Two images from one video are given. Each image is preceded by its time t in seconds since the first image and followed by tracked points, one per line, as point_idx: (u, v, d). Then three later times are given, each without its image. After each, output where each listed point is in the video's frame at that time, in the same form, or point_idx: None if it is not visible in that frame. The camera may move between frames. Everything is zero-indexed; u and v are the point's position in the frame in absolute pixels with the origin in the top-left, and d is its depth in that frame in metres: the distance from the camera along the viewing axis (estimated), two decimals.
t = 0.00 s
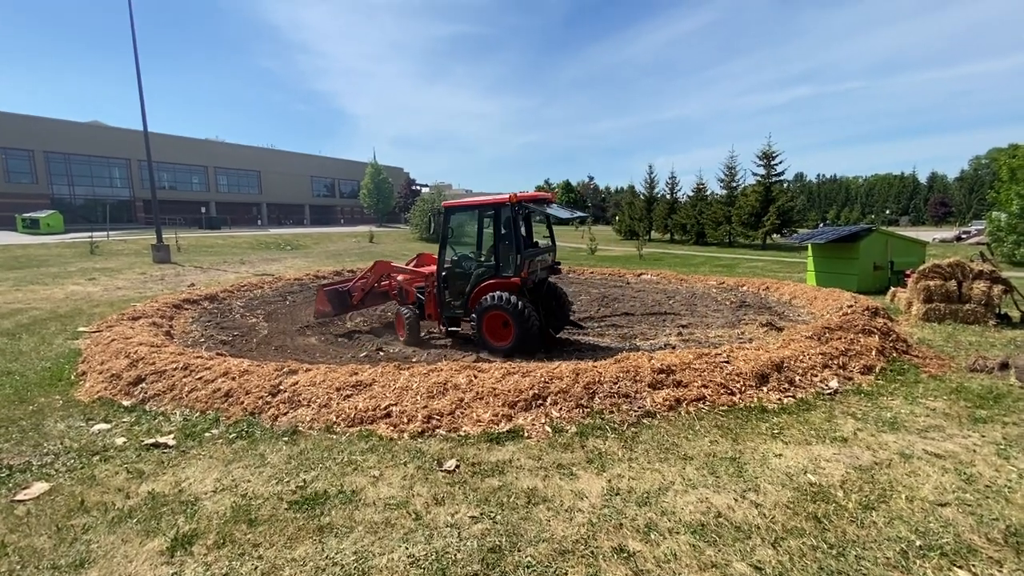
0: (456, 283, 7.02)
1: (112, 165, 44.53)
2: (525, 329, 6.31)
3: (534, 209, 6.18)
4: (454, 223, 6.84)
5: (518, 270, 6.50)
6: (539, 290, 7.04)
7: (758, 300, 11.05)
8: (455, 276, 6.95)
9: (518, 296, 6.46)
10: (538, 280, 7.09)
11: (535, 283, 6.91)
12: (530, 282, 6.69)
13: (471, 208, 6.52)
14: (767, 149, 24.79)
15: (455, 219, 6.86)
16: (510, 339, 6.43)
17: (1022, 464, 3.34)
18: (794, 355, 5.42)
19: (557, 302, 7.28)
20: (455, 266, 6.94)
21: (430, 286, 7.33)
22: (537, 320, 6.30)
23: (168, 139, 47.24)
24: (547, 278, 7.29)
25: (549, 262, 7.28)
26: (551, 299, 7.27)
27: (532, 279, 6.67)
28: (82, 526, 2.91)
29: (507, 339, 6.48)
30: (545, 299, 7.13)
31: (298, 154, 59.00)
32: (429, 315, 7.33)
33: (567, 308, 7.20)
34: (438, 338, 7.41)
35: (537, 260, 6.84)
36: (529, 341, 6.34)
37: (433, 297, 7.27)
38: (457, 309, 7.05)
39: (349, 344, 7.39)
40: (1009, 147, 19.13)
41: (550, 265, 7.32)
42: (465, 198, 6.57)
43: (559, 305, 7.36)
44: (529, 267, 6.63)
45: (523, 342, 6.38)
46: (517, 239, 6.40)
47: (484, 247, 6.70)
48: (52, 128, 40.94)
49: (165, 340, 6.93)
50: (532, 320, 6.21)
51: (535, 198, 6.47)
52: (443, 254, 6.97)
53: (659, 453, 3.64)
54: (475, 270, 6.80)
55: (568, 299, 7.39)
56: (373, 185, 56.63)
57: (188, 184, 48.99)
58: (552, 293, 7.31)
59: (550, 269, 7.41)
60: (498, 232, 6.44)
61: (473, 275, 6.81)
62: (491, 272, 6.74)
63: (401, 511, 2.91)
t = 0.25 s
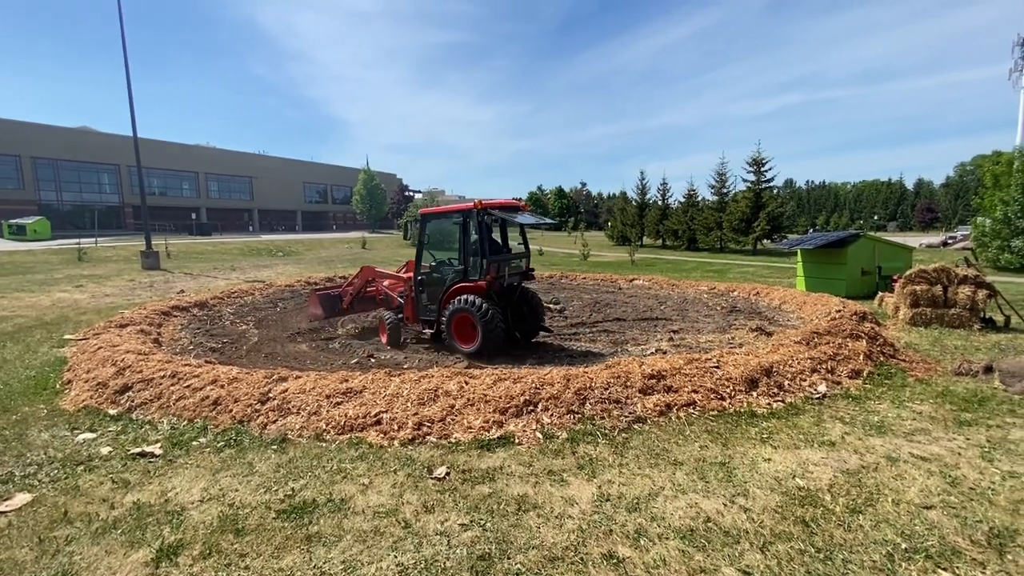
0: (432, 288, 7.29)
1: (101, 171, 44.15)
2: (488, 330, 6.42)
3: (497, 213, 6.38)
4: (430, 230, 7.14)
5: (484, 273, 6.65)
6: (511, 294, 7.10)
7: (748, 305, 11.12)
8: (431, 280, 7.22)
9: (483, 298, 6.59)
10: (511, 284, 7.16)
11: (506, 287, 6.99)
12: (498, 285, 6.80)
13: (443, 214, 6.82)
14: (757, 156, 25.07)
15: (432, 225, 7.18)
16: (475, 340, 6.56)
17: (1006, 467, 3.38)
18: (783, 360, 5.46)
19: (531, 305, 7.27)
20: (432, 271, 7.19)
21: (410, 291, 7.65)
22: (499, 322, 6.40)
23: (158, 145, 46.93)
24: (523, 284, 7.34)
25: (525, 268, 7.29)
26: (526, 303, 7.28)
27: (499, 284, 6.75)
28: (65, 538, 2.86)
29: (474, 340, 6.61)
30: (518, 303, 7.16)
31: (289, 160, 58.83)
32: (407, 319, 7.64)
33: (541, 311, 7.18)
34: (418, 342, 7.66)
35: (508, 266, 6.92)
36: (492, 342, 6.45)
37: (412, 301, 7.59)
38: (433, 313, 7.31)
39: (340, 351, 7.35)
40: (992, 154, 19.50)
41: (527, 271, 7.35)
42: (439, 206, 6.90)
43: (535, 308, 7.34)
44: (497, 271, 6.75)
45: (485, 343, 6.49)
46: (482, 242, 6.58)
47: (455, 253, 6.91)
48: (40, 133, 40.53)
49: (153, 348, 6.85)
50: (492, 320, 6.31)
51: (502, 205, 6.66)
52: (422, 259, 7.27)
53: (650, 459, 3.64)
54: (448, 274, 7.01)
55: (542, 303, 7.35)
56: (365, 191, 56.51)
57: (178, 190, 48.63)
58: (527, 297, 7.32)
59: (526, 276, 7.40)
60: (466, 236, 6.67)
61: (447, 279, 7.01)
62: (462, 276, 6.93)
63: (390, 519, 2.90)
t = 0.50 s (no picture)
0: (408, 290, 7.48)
1: (87, 175, 43.62)
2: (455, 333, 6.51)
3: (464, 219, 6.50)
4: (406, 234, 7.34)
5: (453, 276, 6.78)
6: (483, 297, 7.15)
7: (736, 309, 11.21)
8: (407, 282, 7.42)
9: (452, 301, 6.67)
10: (484, 288, 7.21)
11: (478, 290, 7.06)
12: (468, 288, 6.88)
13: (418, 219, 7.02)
14: (746, 161, 25.34)
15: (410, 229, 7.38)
16: (443, 341, 6.66)
17: (986, 469, 3.42)
18: (769, 363, 5.51)
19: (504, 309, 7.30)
20: (409, 273, 7.39)
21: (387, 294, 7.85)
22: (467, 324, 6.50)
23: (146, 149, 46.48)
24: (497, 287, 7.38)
25: (498, 272, 7.30)
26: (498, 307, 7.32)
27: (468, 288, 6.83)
28: (42, 548, 2.81)
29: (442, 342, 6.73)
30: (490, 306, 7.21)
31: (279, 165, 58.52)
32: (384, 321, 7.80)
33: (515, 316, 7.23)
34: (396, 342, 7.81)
35: (478, 269, 6.97)
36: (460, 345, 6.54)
37: (389, 303, 7.75)
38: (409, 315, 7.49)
39: (327, 356, 7.30)
40: (974, 160, 19.88)
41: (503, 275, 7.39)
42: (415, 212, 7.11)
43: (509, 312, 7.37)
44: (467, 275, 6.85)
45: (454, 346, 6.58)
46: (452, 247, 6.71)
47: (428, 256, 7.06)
48: (24, 137, 39.94)
49: (137, 354, 6.76)
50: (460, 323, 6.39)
51: (476, 212, 6.79)
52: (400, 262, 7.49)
53: (636, 463, 3.65)
54: (422, 276, 7.21)
55: (516, 309, 7.38)
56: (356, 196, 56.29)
57: (166, 194, 48.16)
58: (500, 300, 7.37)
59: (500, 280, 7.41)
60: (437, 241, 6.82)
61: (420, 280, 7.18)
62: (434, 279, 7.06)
63: (374, 526, 2.88)
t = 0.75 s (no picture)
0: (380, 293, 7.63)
1: (67, 179, 42.82)
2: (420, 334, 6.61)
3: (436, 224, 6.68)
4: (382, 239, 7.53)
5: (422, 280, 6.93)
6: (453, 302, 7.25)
7: (719, 313, 11.33)
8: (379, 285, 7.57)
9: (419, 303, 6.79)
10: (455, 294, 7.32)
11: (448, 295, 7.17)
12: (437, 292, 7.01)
13: (393, 224, 7.21)
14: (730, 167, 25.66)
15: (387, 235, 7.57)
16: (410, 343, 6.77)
17: (957, 469, 3.48)
18: (748, 367, 5.57)
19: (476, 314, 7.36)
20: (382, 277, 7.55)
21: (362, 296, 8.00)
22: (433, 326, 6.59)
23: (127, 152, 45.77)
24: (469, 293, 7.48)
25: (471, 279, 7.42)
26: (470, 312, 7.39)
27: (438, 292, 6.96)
28: (6, 561, 2.74)
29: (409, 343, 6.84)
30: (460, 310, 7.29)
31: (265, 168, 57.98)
32: (358, 323, 7.93)
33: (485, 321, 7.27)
34: (370, 345, 7.93)
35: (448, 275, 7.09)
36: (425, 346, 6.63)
37: (364, 305, 7.90)
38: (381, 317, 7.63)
39: (309, 362, 7.24)
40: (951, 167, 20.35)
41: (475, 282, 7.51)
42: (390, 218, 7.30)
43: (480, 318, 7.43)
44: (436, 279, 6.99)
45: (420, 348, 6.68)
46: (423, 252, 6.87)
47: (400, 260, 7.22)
48: (1, 139, 39.14)
49: (113, 361, 6.64)
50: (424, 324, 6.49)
51: (449, 219, 6.97)
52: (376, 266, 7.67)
53: (615, 467, 3.66)
54: (394, 280, 7.37)
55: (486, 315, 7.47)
56: (343, 200, 55.94)
57: (148, 198, 47.44)
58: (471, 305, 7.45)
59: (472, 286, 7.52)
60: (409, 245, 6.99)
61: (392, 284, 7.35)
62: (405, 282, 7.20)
63: (350, 534, 2.85)
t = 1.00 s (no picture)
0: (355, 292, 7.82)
1: (43, 178, 41.86)
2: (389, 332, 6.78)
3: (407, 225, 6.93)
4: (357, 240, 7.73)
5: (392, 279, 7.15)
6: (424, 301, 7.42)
7: (702, 315, 11.45)
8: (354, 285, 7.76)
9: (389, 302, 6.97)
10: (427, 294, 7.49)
11: (418, 295, 7.35)
12: (407, 291, 7.19)
13: (367, 224, 7.45)
14: (714, 171, 25.94)
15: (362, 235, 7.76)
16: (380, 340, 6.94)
17: (929, 467, 3.55)
18: (729, 368, 5.64)
19: (446, 314, 7.54)
20: (357, 277, 7.76)
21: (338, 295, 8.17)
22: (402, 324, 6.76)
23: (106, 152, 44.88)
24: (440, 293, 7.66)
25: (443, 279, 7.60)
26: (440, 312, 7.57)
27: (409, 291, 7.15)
28: None
29: (378, 341, 7.01)
30: (431, 310, 7.48)
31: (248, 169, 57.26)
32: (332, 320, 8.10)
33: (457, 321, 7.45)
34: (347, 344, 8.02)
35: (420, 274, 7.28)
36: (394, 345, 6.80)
37: (339, 304, 8.09)
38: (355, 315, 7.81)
39: (290, 365, 7.15)
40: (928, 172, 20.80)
41: (446, 283, 7.71)
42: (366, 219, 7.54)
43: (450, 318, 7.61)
44: (406, 278, 7.20)
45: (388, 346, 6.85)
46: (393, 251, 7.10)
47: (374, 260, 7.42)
48: None
49: (88, 365, 6.49)
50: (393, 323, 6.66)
51: (421, 220, 7.22)
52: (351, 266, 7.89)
53: (596, 468, 3.67)
54: (367, 280, 7.58)
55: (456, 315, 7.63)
56: (328, 201, 55.46)
57: (128, 198, 46.55)
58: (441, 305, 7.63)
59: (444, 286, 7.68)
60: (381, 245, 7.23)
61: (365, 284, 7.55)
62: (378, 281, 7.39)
63: (326, 538, 2.82)
